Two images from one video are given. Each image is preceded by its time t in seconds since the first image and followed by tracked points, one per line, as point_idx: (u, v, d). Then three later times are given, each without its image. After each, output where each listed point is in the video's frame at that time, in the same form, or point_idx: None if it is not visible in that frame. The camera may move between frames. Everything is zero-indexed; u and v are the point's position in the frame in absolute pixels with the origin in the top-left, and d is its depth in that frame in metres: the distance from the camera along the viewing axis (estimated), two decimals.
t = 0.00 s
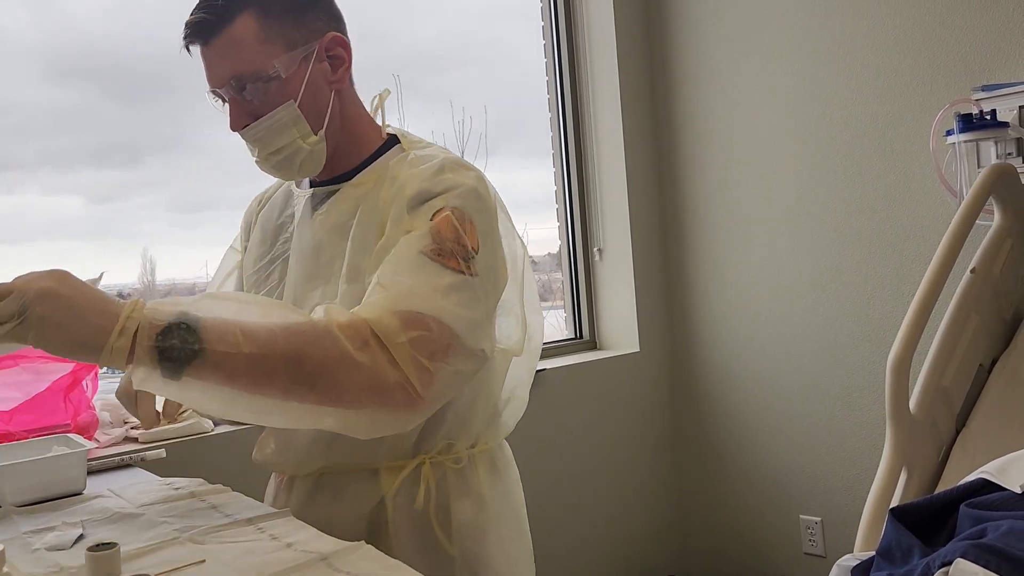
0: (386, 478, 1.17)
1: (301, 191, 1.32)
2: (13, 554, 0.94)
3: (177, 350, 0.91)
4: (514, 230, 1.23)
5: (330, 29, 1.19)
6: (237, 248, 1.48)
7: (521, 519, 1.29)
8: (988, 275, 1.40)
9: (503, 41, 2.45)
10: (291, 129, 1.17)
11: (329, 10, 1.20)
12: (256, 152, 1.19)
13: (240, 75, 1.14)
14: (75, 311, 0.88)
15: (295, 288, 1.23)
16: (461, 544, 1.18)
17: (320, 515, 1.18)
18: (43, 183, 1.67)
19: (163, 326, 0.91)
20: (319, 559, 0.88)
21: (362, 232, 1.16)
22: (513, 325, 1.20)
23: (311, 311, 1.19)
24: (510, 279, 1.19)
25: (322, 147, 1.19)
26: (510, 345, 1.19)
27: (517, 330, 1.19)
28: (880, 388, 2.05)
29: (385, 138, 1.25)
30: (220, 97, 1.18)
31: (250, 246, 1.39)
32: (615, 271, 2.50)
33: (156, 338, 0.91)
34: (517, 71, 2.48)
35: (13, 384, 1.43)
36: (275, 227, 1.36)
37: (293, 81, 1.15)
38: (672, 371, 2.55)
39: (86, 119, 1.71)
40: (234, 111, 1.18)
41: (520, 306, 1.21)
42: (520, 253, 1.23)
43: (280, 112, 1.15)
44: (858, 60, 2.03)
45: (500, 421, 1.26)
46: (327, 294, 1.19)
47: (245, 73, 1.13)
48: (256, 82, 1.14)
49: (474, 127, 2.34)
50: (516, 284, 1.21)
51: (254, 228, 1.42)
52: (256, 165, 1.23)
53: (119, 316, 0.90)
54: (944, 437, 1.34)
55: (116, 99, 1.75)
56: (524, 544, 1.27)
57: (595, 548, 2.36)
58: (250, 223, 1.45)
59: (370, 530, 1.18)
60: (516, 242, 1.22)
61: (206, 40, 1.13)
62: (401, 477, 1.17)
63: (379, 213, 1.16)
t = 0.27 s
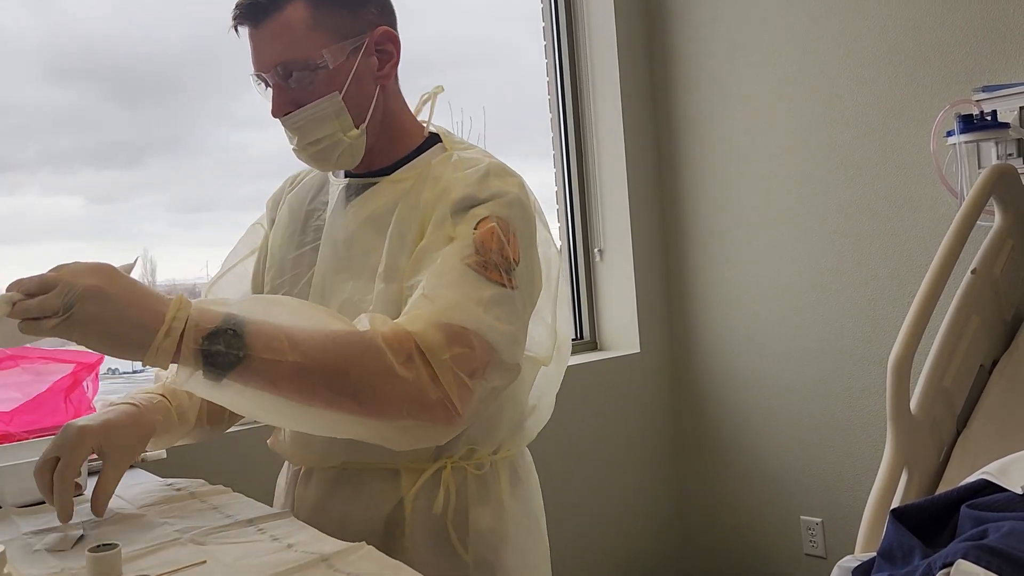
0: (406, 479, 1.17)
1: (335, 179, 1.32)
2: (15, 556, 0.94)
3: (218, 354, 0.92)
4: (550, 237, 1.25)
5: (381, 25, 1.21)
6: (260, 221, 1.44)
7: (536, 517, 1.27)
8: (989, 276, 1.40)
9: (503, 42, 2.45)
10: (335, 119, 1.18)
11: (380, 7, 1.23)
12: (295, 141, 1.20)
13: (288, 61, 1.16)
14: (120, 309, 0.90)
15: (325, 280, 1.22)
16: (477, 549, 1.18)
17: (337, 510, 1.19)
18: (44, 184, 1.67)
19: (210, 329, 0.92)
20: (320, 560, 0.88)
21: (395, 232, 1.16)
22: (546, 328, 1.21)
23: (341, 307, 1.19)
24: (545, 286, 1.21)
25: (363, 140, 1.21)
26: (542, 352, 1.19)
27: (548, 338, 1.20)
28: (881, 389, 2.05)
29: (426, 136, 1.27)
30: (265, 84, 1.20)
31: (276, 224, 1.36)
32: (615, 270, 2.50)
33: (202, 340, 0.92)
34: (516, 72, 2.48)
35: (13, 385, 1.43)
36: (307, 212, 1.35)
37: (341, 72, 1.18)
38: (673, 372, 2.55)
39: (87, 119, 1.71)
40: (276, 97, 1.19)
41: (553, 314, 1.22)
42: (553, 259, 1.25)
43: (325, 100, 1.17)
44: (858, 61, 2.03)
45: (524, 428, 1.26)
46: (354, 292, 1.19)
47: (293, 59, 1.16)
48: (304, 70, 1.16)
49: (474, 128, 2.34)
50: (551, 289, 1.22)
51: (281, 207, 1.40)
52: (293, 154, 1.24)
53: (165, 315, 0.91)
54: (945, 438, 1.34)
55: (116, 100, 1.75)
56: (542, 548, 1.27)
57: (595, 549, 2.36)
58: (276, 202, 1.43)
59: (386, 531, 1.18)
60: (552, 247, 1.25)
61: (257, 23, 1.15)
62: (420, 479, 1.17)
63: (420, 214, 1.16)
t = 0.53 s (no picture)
0: (423, 482, 1.17)
1: (358, 179, 1.32)
2: (16, 557, 0.94)
3: (248, 367, 0.93)
4: (576, 246, 1.26)
5: (411, 22, 1.22)
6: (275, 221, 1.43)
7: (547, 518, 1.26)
8: (990, 277, 1.40)
9: (504, 42, 2.45)
10: (359, 116, 1.19)
11: (413, 4, 1.23)
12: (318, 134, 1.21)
13: (315, 54, 1.17)
14: (149, 322, 0.91)
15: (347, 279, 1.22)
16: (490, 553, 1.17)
17: (349, 513, 1.19)
18: (45, 185, 1.67)
19: (242, 341, 0.93)
20: (320, 561, 0.88)
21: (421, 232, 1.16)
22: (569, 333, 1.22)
23: (363, 308, 1.18)
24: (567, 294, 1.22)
25: (386, 137, 1.21)
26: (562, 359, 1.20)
27: (570, 342, 1.21)
28: (882, 389, 2.04)
29: (451, 137, 1.27)
30: (292, 76, 1.21)
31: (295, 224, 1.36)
32: (616, 269, 2.50)
33: (233, 352, 0.93)
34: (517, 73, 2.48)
35: (14, 385, 1.44)
36: (327, 212, 1.34)
37: (368, 68, 1.18)
38: (674, 372, 2.55)
39: (88, 121, 1.72)
40: (302, 91, 1.20)
41: (575, 322, 1.23)
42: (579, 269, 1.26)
43: (349, 96, 1.18)
44: (859, 62, 2.03)
45: (542, 436, 1.25)
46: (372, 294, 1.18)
47: (320, 53, 1.17)
48: (331, 64, 1.18)
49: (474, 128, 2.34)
50: (575, 299, 1.23)
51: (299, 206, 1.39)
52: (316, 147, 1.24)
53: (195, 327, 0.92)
54: (946, 440, 1.33)
55: (117, 101, 1.75)
56: (553, 550, 1.27)
57: (595, 550, 2.36)
58: (293, 201, 1.42)
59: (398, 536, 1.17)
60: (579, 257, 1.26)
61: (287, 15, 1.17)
62: (436, 482, 1.17)
63: (446, 215, 1.16)
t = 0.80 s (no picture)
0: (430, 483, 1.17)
1: (368, 182, 1.31)
2: (17, 558, 0.95)
3: (234, 366, 0.94)
4: (586, 244, 1.26)
5: (418, 21, 1.22)
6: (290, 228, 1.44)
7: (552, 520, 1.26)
8: (991, 278, 1.40)
9: (505, 43, 2.45)
10: (365, 114, 1.19)
11: (420, 3, 1.23)
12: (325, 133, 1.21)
13: (322, 53, 1.17)
14: (133, 330, 0.91)
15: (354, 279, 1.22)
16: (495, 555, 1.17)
17: (359, 512, 1.19)
18: (46, 186, 1.67)
19: (227, 342, 0.94)
20: (319, 562, 0.89)
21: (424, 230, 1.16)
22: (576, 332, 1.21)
23: (370, 307, 1.19)
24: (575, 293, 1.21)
25: (393, 136, 1.21)
26: (569, 358, 1.19)
27: (577, 341, 1.20)
28: (883, 391, 2.04)
29: (459, 136, 1.27)
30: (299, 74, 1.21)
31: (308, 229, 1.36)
32: (616, 270, 2.50)
33: (217, 355, 0.94)
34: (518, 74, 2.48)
35: (14, 387, 1.44)
36: (338, 215, 1.34)
37: (374, 66, 1.19)
38: (675, 373, 2.55)
39: (90, 122, 1.72)
40: (308, 90, 1.21)
41: (583, 322, 1.22)
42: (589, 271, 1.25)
43: (355, 95, 1.18)
44: (860, 63, 2.02)
45: (551, 437, 1.25)
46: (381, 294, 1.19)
47: (326, 52, 1.17)
48: (337, 63, 1.18)
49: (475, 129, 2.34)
50: (583, 299, 1.23)
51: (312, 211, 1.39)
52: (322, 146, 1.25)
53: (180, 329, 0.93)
54: (947, 441, 1.33)
55: (119, 102, 1.75)
56: (562, 554, 1.26)
57: (596, 551, 2.36)
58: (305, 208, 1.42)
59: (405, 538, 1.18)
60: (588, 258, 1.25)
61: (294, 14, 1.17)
62: (443, 484, 1.16)
63: (449, 213, 1.16)
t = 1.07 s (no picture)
0: (429, 486, 1.17)
1: (367, 186, 1.33)
2: (19, 557, 0.95)
3: (229, 408, 0.95)
4: (585, 242, 1.26)
5: (409, 21, 1.22)
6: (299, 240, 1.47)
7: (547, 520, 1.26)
8: (992, 279, 1.40)
9: (506, 43, 2.45)
10: (357, 115, 1.19)
11: (412, 4, 1.24)
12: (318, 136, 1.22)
13: (313, 56, 1.18)
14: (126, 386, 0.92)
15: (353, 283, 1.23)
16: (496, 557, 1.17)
17: (363, 512, 1.19)
18: (48, 187, 1.68)
19: (218, 385, 0.95)
20: (321, 562, 0.89)
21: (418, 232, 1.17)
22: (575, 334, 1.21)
23: (368, 310, 1.19)
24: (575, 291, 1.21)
25: (385, 136, 1.21)
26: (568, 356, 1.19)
27: (578, 340, 1.20)
28: (884, 391, 2.04)
29: (453, 136, 1.27)
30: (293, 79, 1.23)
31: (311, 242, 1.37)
32: (618, 271, 2.50)
33: (211, 399, 0.95)
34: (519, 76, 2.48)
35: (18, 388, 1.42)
36: (338, 221, 1.35)
37: (365, 67, 1.19)
38: (676, 374, 2.55)
39: (91, 123, 1.72)
40: (301, 93, 1.22)
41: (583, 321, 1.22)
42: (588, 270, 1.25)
43: (347, 96, 1.19)
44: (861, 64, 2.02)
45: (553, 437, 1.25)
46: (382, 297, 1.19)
47: (318, 55, 1.18)
48: (329, 65, 1.19)
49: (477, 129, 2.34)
50: (583, 296, 1.23)
51: (316, 220, 1.41)
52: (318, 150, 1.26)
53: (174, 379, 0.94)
54: (949, 442, 1.33)
55: (120, 103, 1.75)
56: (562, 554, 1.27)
57: (597, 552, 2.36)
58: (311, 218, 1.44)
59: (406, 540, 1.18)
60: (587, 255, 1.25)
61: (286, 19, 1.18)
62: (444, 486, 1.16)
63: (445, 215, 1.16)
